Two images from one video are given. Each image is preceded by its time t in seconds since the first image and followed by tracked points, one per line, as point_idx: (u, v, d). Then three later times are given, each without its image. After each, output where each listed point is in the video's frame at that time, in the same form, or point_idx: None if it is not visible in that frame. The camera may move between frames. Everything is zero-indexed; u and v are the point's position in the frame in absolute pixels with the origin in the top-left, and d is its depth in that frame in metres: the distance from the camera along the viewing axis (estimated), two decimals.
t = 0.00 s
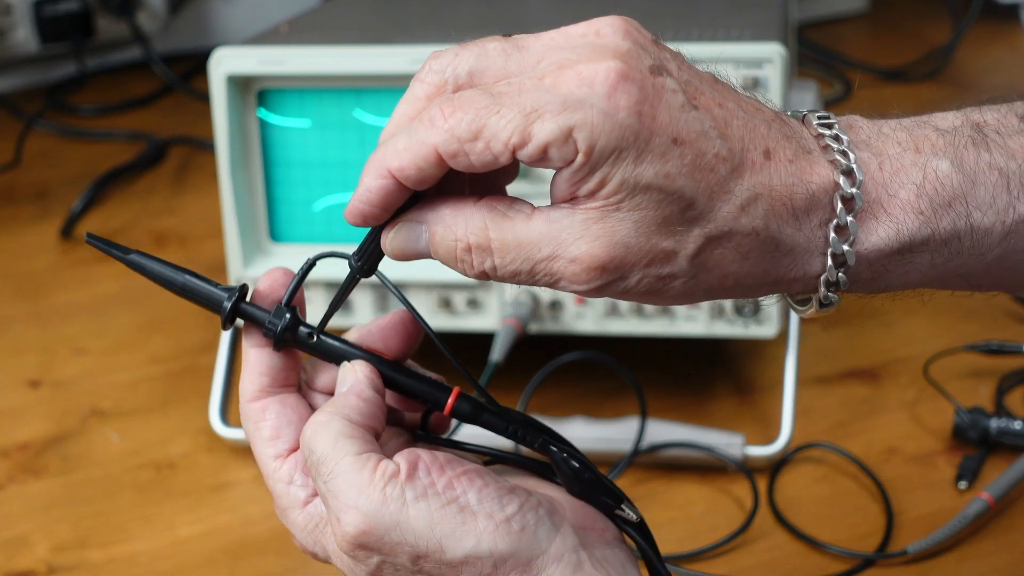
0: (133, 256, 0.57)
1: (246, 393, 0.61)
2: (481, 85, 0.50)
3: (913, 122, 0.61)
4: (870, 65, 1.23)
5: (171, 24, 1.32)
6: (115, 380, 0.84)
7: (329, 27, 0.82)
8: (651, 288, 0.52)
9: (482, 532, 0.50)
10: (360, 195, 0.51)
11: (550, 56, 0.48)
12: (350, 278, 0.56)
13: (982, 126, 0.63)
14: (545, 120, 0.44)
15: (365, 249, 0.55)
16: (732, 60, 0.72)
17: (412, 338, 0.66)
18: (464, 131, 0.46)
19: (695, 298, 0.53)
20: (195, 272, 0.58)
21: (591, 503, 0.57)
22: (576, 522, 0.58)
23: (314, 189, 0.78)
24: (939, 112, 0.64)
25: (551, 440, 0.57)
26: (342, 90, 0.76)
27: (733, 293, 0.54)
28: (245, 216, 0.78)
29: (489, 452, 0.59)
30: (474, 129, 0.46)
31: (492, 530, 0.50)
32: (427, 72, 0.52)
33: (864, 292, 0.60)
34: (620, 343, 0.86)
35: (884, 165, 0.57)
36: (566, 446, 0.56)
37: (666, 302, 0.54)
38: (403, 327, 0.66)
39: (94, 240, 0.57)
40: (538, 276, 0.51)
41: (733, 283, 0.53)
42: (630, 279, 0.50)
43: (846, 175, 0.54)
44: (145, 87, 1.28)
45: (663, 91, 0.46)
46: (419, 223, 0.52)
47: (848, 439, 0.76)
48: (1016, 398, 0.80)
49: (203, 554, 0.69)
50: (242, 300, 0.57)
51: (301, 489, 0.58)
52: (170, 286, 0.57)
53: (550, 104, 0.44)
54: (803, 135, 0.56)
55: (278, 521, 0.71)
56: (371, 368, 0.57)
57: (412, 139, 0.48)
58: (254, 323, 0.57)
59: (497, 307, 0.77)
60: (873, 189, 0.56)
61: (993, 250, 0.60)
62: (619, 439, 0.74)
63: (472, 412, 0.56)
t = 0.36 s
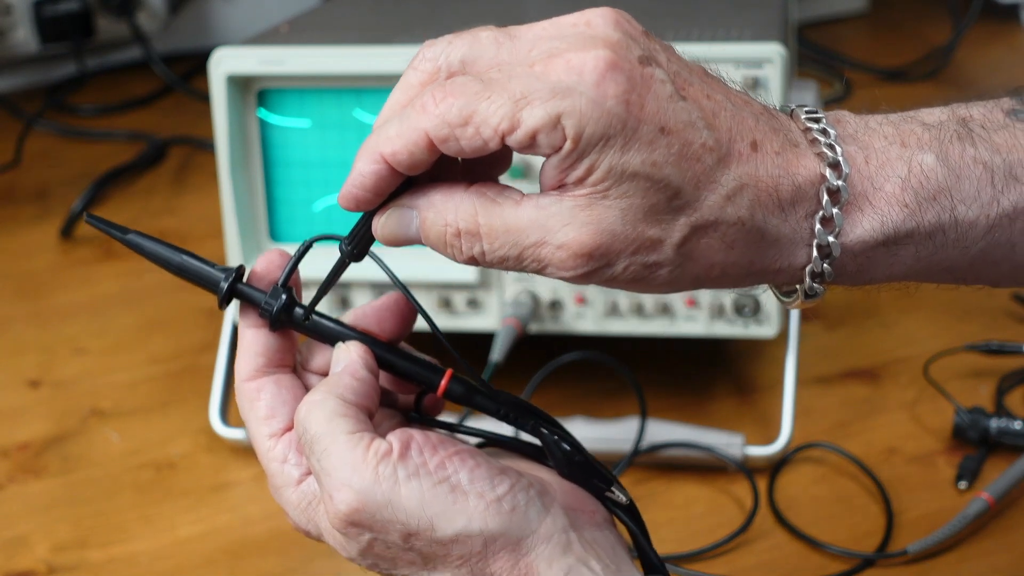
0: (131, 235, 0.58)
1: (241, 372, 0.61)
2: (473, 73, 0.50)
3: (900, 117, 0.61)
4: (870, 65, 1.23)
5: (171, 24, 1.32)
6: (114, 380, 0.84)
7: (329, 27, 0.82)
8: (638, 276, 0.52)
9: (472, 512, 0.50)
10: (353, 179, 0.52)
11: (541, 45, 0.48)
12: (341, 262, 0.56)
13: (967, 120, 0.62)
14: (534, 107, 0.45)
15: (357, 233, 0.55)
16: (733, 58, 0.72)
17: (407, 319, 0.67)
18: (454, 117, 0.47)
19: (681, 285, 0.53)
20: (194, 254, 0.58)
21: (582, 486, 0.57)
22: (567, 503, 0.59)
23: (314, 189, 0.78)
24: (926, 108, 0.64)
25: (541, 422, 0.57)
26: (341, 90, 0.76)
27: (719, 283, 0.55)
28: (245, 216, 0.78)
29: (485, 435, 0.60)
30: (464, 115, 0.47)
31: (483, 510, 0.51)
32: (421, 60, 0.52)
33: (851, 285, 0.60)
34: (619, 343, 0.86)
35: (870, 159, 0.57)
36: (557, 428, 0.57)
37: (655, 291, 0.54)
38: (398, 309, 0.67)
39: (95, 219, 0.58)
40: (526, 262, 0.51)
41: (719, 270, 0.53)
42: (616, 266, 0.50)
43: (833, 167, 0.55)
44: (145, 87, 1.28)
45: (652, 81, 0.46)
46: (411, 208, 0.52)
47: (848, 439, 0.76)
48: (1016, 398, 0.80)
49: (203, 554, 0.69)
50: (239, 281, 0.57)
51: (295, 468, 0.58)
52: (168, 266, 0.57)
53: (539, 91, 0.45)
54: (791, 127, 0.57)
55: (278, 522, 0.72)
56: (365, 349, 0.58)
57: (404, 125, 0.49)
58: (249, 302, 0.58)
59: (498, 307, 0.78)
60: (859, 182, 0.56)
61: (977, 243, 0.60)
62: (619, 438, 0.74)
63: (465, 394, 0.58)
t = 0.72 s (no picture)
0: (145, 215, 0.59)
1: (249, 352, 0.61)
2: (466, 56, 0.51)
3: (896, 99, 0.61)
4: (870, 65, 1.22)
5: (171, 24, 1.32)
6: (115, 380, 0.84)
7: (329, 27, 0.82)
8: (629, 254, 0.52)
9: (472, 490, 0.51)
10: (348, 158, 0.52)
11: (533, 28, 0.49)
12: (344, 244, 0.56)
13: (962, 104, 0.62)
14: (522, 89, 0.46)
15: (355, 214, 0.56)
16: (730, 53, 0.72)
17: (414, 303, 0.67)
18: (446, 100, 0.47)
19: (671, 265, 0.53)
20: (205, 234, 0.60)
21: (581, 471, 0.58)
22: (565, 487, 0.58)
23: (314, 189, 0.78)
24: (921, 91, 0.63)
25: (542, 408, 0.58)
26: (341, 90, 0.75)
27: (710, 261, 0.54)
28: (245, 216, 0.78)
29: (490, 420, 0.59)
30: (455, 98, 0.47)
31: (483, 488, 0.51)
32: (416, 44, 0.53)
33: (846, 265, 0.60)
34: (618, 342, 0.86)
35: (863, 141, 0.57)
36: (558, 413, 0.57)
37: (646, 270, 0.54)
38: (404, 294, 0.67)
39: (110, 198, 0.59)
40: (518, 241, 0.51)
41: (709, 250, 0.53)
42: (606, 245, 0.51)
43: (826, 148, 0.55)
44: (145, 86, 1.28)
45: (640, 62, 0.47)
46: (407, 187, 0.53)
47: (848, 439, 0.76)
48: (1016, 398, 0.80)
49: (203, 554, 0.69)
50: (250, 262, 0.59)
51: (300, 446, 0.58)
52: (181, 247, 0.59)
53: (528, 74, 0.46)
54: (786, 108, 0.57)
55: (277, 521, 0.71)
56: (370, 330, 0.59)
57: (398, 108, 0.49)
58: (260, 284, 0.59)
59: (498, 307, 0.78)
60: (852, 163, 0.56)
61: (970, 225, 0.59)
62: (620, 439, 0.74)
63: (467, 377, 0.58)
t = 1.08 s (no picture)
0: (168, 210, 0.60)
1: (268, 345, 0.62)
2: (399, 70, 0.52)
3: (854, 54, 0.57)
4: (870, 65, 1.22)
5: (171, 24, 1.32)
6: (115, 380, 0.84)
7: (329, 27, 0.82)
8: (586, 238, 0.52)
9: (484, 479, 0.52)
10: (273, 180, 0.51)
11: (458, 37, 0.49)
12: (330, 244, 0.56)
13: (922, 60, 0.58)
14: (455, 109, 0.45)
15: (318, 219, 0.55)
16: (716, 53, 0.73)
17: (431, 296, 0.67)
18: (383, 131, 0.47)
19: (630, 244, 0.54)
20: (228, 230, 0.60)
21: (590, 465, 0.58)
22: (574, 478, 0.57)
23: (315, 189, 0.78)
24: (881, 47, 0.60)
25: (553, 400, 0.58)
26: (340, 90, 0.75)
27: (671, 235, 0.54)
28: (245, 216, 0.77)
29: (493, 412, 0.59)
30: (391, 128, 0.46)
31: (494, 478, 0.52)
32: (341, 55, 0.53)
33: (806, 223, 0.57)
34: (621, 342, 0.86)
35: (819, 102, 0.53)
36: (569, 406, 0.57)
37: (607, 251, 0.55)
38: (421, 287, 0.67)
39: (134, 192, 0.59)
40: (474, 234, 0.51)
41: (667, 227, 0.53)
42: (562, 233, 0.51)
43: (776, 113, 0.52)
44: (145, 86, 1.28)
45: (566, 56, 0.47)
46: (353, 203, 0.52)
47: (848, 439, 0.76)
48: (1016, 398, 0.80)
49: (203, 554, 0.69)
50: (270, 256, 0.59)
51: (317, 437, 0.58)
52: (203, 240, 0.59)
53: (456, 90, 0.45)
54: (734, 73, 0.54)
55: (278, 521, 0.71)
56: (387, 324, 0.59)
57: (332, 142, 0.48)
58: (279, 278, 0.59)
59: (498, 307, 0.78)
60: (809, 126, 0.53)
61: (931, 182, 0.56)
62: (621, 441, 0.74)
63: (481, 370, 0.59)
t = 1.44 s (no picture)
0: (168, 202, 0.59)
1: (267, 337, 0.61)
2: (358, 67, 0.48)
3: (819, 52, 0.57)
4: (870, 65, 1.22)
5: (172, 25, 1.32)
6: (115, 380, 0.84)
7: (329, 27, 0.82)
8: (555, 244, 0.51)
9: (483, 472, 0.52)
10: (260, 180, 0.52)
11: (417, 32, 0.47)
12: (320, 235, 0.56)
13: (888, 55, 0.58)
14: (408, 97, 0.45)
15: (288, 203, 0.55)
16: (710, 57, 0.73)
17: (432, 288, 0.67)
18: (335, 108, 0.46)
19: (600, 248, 0.53)
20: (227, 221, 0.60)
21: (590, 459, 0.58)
22: (574, 472, 0.59)
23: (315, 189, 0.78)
24: (847, 43, 0.59)
25: (554, 394, 0.58)
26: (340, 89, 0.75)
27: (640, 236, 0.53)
28: (246, 216, 0.77)
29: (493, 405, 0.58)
30: (344, 106, 0.46)
31: (493, 471, 0.53)
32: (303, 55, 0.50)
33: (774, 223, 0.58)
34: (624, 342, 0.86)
35: (784, 102, 0.53)
36: (569, 400, 0.58)
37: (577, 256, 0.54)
38: (421, 279, 0.67)
39: (134, 184, 0.59)
40: (440, 247, 0.50)
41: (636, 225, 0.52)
42: (528, 241, 0.50)
43: (741, 112, 0.52)
44: (145, 86, 1.28)
45: (528, 55, 0.47)
46: (321, 214, 0.52)
47: (848, 439, 0.76)
48: (1016, 398, 0.80)
49: (203, 554, 0.69)
50: (269, 249, 0.59)
51: (316, 430, 0.58)
52: (203, 233, 0.59)
53: (411, 82, 0.45)
54: (699, 72, 0.54)
55: (278, 521, 0.71)
56: (387, 317, 0.59)
57: (287, 121, 0.48)
58: (278, 270, 0.59)
59: (498, 307, 0.78)
60: (773, 126, 0.53)
61: (897, 180, 0.55)
62: (620, 441, 0.74)
63: (482, 363, 0.59)
